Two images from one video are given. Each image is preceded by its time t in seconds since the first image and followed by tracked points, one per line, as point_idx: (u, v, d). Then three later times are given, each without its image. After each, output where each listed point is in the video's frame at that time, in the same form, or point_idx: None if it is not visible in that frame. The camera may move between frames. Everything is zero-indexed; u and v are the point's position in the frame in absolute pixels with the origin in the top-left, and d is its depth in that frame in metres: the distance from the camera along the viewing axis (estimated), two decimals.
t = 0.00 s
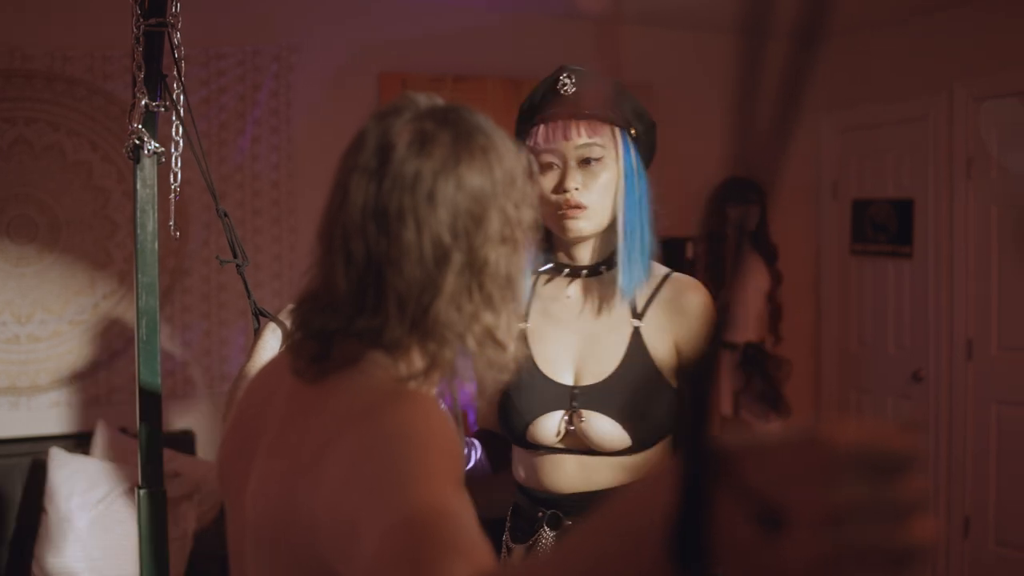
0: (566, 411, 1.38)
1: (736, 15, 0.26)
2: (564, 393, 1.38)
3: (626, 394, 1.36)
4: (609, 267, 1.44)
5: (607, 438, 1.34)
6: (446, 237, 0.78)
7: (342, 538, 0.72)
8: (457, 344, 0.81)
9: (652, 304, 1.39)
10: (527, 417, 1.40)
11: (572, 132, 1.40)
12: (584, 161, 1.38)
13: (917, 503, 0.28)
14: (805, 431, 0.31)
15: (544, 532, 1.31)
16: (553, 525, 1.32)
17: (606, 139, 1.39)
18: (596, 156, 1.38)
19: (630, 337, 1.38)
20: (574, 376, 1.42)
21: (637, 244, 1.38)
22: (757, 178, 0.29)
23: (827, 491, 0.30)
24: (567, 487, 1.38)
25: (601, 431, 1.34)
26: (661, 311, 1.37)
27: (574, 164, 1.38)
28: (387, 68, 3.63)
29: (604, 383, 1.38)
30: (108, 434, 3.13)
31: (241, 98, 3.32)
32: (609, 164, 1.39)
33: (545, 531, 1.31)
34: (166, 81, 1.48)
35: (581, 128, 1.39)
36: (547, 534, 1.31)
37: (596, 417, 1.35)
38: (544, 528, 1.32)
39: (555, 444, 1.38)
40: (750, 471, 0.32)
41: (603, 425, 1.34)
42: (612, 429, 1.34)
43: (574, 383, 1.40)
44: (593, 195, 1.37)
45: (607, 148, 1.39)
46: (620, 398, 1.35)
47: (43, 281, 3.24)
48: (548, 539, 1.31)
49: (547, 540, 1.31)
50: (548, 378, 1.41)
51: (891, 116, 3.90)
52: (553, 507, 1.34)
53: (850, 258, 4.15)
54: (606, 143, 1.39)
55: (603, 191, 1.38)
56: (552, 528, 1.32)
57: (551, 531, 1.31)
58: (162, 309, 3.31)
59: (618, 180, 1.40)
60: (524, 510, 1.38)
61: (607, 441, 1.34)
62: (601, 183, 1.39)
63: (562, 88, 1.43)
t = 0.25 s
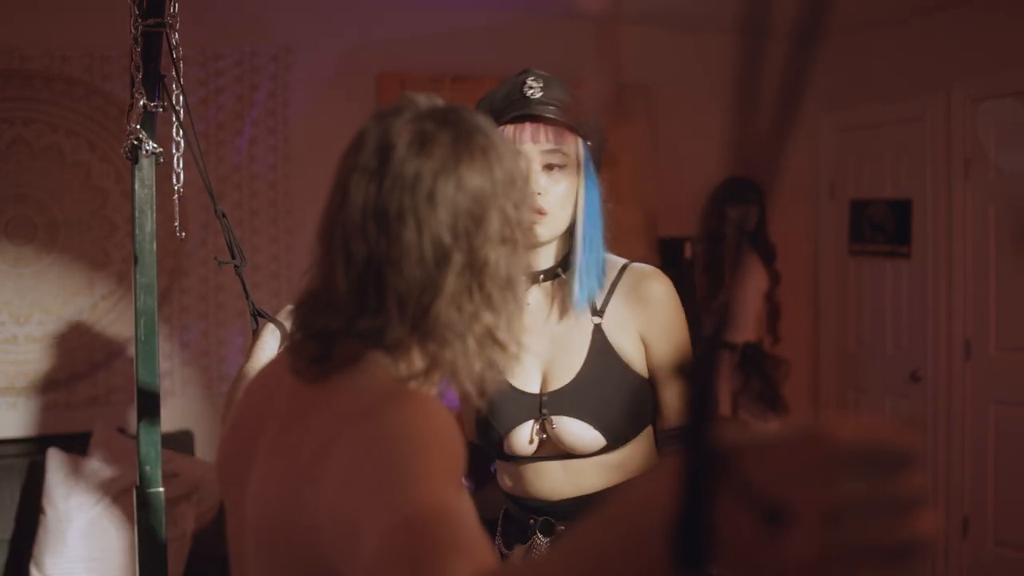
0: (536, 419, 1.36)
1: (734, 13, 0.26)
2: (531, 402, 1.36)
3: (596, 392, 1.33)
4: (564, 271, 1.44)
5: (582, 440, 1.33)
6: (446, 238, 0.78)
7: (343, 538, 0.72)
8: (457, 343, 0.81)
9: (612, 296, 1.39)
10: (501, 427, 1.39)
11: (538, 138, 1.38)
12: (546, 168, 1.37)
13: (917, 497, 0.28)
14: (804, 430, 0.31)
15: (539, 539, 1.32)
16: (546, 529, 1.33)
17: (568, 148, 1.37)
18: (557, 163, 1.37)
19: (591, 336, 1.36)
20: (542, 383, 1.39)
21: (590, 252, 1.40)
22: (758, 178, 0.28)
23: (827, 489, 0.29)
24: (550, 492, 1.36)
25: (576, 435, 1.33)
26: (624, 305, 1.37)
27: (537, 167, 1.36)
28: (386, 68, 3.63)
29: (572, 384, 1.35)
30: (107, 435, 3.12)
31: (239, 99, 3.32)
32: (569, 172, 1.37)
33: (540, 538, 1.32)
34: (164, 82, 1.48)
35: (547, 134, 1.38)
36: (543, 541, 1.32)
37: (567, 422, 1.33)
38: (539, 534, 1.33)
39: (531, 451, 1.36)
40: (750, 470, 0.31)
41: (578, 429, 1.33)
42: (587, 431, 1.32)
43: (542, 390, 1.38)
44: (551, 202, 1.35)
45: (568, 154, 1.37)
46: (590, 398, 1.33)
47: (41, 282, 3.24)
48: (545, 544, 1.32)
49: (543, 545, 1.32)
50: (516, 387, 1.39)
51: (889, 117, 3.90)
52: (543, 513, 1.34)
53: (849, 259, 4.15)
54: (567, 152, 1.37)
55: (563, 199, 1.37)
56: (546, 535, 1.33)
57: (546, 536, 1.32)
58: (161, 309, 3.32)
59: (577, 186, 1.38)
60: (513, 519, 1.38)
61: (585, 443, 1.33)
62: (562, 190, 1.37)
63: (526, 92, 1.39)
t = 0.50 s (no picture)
0: (529, 419, 1.38)
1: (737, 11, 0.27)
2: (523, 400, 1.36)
3: (591, 392, 1.35)
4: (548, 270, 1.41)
5: (575, 439, 1.34)
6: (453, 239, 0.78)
7: (349, 537, 0.72)
8: (465, 345, 0.81)
9: (601, 296, 1.39)
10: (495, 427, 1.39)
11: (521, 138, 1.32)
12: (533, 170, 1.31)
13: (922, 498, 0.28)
14: (803, 428, 0.31)
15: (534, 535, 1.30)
16: (543, 527, 1.32)
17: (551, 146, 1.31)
18: (544, 166, 1.31)
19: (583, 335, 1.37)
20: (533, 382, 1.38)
21: (574, 255, 1.37)
22: (757, 179, 0.29)
23: (831, 488, 0.30)
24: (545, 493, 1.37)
25: (569, 434, 1.35)
26: (614, 303, 1.37)
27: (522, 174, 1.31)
28: (387, 68, 3.63)
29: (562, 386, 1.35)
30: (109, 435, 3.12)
31: (241, 99, 3.32)
32: (556, 174, 1.32)
33: (536, 535, 1.31)
34: (165, 82, 1.48)
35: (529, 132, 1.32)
36: (537, 538, 1.30)
37: (558, 421, 1.35)
38: (536, 531, 1.31)
39: (525, 451, 1.38)
40: (758, 471, 0.31)
41: (571, 428, 1.35)
42: (580, 429, 1.34)
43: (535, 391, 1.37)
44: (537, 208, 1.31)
45: (556, 157, 1.31)
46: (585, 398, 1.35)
47: (42, 282, 3.25)
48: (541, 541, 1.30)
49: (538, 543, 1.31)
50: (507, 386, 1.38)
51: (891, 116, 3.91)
52: (539, 512, 1.34)
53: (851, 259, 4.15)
54: (556, 154, 1.31)
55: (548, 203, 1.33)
56: (542, 533, 1.32)
57: (541, 534, 1.31)
58: (162, 309, 3.32)
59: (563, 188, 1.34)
60: (511, 521, 1.37)
61: (577, 441, 1.34)
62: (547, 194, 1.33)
63: (509, 93, 1.36)
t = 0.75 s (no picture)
0: (536, 419, 1.37)
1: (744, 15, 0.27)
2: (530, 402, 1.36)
3: (596, 393, 1.34)
4: (562, 270, 1.41)
5: (581, 442, 1.33)
6: (460, 239, 0.78)
7: (353, 537, 0.72)
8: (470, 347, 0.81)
9: (609, 298, 1.39)
10: (503, 429, 1.38)
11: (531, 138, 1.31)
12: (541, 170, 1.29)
13: (927, 500, 0.29)
14: (806, 428, 0.31)
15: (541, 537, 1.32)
16: (548, 529, 1.33)
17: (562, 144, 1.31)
18: (551, 166, 1.30)
19: (589, 336, 1.36)
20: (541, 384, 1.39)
21: (586, 254, 1.37)
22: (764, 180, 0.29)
23: (836, 487, 0.30)
24: (553, 493, 1.37)
25: (576, 436, 1.33)
26: (621, 305, 1.37)
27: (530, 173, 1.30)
28: (390, 68, 3.63)
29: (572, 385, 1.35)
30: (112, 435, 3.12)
31: (244, 98, 3.32)
32: (563, 173, 1.31)
33: (542, 537, 1.33)
34: (169, 82, 1.48)
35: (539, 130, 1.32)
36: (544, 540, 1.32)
37: (564, 423, 1.34)
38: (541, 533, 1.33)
39: (533, 450, 1.37)
40: (764, 471, 0.32)
41: (578, 429, 1.33)
42: (586, 433, 1.32)
43: (541, 391, 1.37)
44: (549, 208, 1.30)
45: (563, 155, 1.31)
46: (590, 400, 1.33)
47: (46, 282, 3.25)
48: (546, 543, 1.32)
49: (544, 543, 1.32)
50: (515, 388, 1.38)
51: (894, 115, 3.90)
52: (545, 513, 1.35)
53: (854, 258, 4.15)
54: (562, 154, 1.31)
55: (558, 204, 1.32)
56: (547, 535, 1.33)
57: (547, 535, 1.33)
58: (166, 309, 3.32)
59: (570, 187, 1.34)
60: (517, 520, 1.38)
61: (583, 444, 1.33)
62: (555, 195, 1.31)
63: (517, 92, 1.35)
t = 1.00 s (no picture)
0: (544, 424, 1.35)
1: (745, 12, 0.26)
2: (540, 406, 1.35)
3: (603, 399, 1.32)
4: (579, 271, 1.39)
5: (588, 447, 1.31)
6: (459, 238, 0.78)
7: (351, 536, 0.72)
8: (468, 344, 0.81)
9: (628, 302, 1.36)
10: (515, 431, 1.37)
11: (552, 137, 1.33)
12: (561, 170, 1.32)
13: (930, 498, 0.29)
14: (810, 430, 0.33)
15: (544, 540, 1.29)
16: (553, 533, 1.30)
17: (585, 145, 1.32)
18: (573, 166, 1.32)
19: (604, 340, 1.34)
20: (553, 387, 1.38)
21: (603, 258, 1.36)
22: (766, 176, 0.29)
23: (837, 487, 0.31)
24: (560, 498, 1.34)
25: (584, 440, 1.31)
26: (639, 309, 1.34)
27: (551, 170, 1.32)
28: (390, 68, 3.63)
29: (583, 388, 1.34)
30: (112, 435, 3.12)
31: (245, 98, 3.32)
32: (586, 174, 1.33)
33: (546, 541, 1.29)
34: (169, 81, 1.48)
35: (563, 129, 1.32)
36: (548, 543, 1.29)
37: (571, 428, 1.32)
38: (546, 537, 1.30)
39: (540, 456, 1.35)
40: (761, 469, 0.32)
41: (585, 433, 1.31)
42: (593, 437, 1.30)
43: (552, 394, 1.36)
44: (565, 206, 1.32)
45: (585, 158, 1.33)
46: (596, 404, 1.32)
47: (47, 282, 3.26)
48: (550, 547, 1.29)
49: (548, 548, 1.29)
50: (527, 390, 1.37)
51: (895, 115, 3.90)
52: (550, 518, 1.32)
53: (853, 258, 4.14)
54: (582, 154, 1.32)
55: (576, 201, 1.33)
56: (552, 540, 1.30)
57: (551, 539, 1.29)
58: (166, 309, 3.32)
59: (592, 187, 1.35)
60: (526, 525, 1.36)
61: (590, 449, 1.31)
62: (575, 192, 1.33)
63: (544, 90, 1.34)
